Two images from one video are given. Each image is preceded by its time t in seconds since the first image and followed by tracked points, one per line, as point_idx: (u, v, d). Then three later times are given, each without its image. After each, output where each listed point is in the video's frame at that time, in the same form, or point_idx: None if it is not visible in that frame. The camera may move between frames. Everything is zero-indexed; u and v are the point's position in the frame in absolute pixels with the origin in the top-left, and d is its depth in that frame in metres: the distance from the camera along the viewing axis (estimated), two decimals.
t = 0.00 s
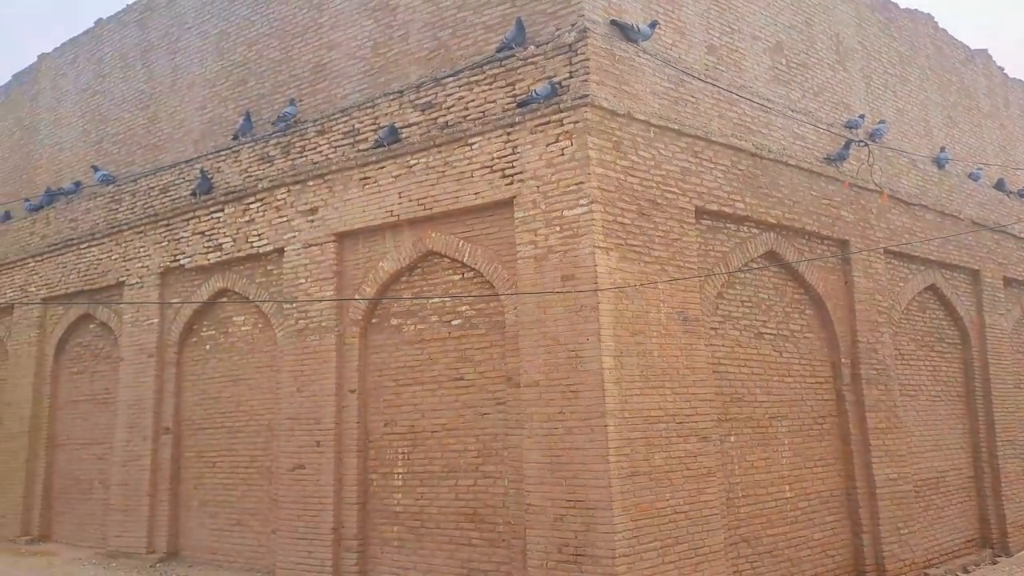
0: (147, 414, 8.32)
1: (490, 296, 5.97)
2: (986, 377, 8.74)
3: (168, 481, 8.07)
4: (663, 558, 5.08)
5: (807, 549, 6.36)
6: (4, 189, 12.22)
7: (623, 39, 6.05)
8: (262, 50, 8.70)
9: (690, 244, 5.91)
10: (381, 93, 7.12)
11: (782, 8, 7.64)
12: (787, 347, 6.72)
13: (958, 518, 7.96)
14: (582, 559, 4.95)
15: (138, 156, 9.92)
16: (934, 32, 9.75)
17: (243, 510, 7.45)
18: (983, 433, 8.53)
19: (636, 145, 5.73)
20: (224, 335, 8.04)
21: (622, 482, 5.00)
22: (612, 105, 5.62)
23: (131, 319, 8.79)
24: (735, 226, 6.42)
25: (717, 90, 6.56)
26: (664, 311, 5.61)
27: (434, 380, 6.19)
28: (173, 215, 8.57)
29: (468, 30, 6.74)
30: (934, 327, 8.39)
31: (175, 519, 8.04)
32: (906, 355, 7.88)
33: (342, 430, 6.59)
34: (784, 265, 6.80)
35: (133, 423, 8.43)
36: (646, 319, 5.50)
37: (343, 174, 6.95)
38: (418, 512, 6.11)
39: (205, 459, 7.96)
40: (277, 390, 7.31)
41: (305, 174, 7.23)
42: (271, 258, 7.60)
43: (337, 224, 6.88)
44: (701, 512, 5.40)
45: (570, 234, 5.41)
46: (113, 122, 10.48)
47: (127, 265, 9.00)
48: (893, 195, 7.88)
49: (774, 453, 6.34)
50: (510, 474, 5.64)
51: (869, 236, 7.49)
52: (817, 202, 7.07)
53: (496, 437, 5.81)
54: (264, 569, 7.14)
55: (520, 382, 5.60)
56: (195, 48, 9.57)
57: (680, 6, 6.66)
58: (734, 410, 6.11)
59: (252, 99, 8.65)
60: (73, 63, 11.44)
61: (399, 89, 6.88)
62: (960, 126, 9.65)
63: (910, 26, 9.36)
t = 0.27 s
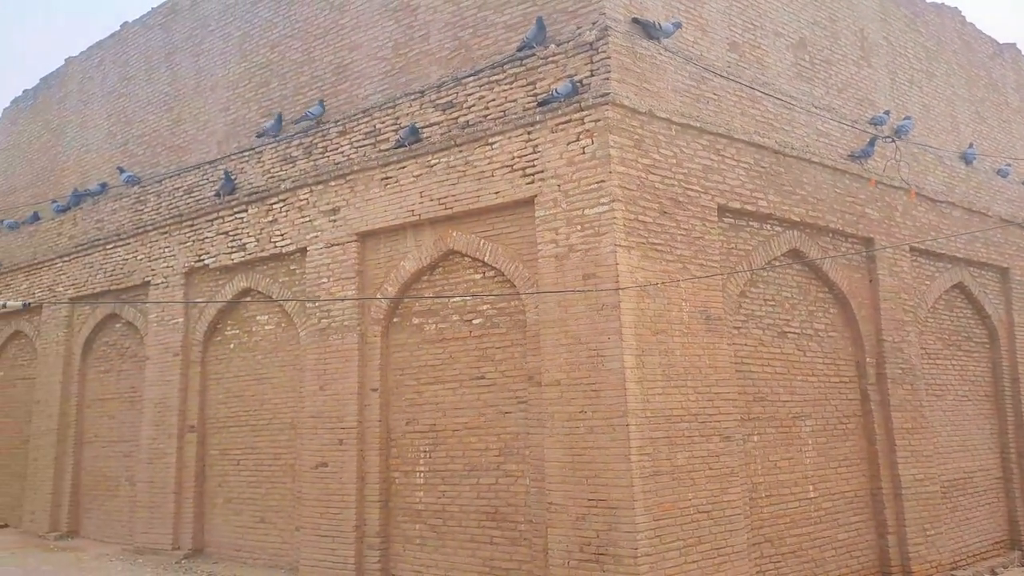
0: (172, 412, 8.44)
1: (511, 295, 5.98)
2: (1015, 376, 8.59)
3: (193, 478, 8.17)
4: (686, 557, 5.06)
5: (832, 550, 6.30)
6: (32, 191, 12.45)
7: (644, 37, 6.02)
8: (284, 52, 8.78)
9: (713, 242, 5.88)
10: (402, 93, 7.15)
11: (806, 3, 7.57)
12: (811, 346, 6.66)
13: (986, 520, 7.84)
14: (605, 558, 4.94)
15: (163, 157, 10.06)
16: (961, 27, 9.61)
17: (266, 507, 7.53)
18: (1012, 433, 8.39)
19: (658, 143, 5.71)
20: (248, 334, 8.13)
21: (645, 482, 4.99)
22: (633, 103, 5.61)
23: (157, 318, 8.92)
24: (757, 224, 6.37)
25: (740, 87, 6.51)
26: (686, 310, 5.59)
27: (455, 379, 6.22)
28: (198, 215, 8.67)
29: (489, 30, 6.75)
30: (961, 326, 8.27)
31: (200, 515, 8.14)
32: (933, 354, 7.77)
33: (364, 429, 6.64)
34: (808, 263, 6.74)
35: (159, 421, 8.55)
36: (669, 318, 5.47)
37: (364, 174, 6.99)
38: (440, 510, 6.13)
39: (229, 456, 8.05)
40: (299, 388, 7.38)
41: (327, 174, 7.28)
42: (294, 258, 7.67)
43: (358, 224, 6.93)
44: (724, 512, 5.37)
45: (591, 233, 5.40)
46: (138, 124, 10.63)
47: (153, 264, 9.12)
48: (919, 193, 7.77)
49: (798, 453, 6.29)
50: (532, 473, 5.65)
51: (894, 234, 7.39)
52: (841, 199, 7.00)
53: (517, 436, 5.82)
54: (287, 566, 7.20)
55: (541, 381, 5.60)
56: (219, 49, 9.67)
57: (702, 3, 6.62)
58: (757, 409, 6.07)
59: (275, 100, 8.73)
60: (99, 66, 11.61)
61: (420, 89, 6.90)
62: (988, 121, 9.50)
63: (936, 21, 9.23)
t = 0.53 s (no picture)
0: (195, 411, 8.53)
1: (529, 293, 5.98)
2: None
3: (216, 476, 8.25)
4: (707, 556, 5.03)
5: (855, 549, 6.23)
6: (57, 193, 12.63)
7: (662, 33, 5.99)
8: (303, 53, 8.83)
9: (733, 239, 5.84)
10: (420, 93, 7.16)
11: None
12: (833, 344, 6.60)
13: (1014, 519, 7.71)
14: (625, 557, 4.92)
15: (184, 159, 10.16)
16: (985, 19, 9.46)
17: (288, 505, 7.59)
18: None
19: (676, 139, 5.68)
20: (269, 333, 8.19)
21: (666, 480, 4.97)
22: (652, 100, 5.58)
23: (179, 318, 9.02)
24: (778, 220, 6.32)
25: (759, 83, 6.46)
26: (706, 308, 5.55)
27: (474, 378, 6.22)
28: (218, 216, 8.76)
29: (506, 28, 6.75)
30: (987, 323, 8.14)
31: (223, 513, 8.23)
32: (958, 351, 7.67)
33: (384, 427, 6.66)
34: (830, 259, 6.68)
35: (182, 420, 8.65)
36: (688, 316, 5.44)
37: (383, 174, 7.02)
38: (460, 508, 6.15)
39: (251, 455, 8.12)
40: (320, 386, 7.43)
41: (346, 174, 7.32)
42: (313, 257, 7.72)
43: (377, 223, 6.96)
44: (746, 511, 5.33)
45: (610, 231, 5.39)
46: (159, 126, 10.74)
47: (175, 265, 9.22)
48: (943, 188, 7.67)
49: (820, 451, 6.23)
50: (551, 471, 5.64)
51: (918, 230, 7.30)
52: (863, 195, 6.92)
53: (537, 434, 5.81)
54: (309, 563, 7.25)
55: (560, 379, 5.60)
56: (238, 51, 9.75)
57: None
58: (778, 407, 6.02)
59: (294, 101, 8.79)
60: (120, 69, 11.76)
61: (437, 88, 6.91)
62: (1013, 114, 9.35)
63: (959, 13, 9.10)
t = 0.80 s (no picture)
0: (220, 409, 8.63)
1: (551, 292, 5.97)
2: None
3: (240, 473, 8.34)
4: (731, 557, 4.99)
5: (882, 551, 6.15)
6: (84, 194, 12.83)
7: (684, 30, 5.94)
8: (325, 53, 8.89)
9: (756, 237, 5.79)
10: (441, 92, 7.18)
11: None
12: (859, 343, 6.51)
13: None
14: (648, 557, 4.90)
15: (209, 160, 10.28)
16: (1015, 11, 9.28)
17: (311, 502, 7.65)
18: None
19: (699, 137, 5.64)
20: (292, 332, 8.26)
21: (689, 480, 4.94)
22: (674, 97, 5.54)
23: (204, 317, 9.13)
24: (802, 218, 6.25)
25: (783, 79, 6.39)
26: (729, 307, 5.51)
27: (496, 376, 6.23)
28: (242, 216, 8.84)
29: (526, 27, 6.74)
30: (1018, 321, 7.99)
31: (247, 510, 8.31)
32: (988, 350, 7.53)
33: (406, 425, 6.69)
34: (855, 257, 6.59)
35: (207, 417, 8.76)
36: (712, 314, 5.41)
37: (404, 173, 7.04)
38: (482, 507, 6.16)
39: (274, 452, 8.20)
40: (342, 385, 7.48)
41: (368, 174, 7.36)
42: (335, 257, 7.77)
43: (398, 223, 6.99)
44: (770, 511, 5.28)
45: (632, 229, 5.36)
46: (184, 127, 10.87)
47: (199, 265, 9.33)
48: (972, 184, 7.54)
49: (846, 452, 6.15)
50: (573, 470, 5.62)
51: (946, 227, 7.18)
52: (889, 192, 6.82)
53: (559, 433, 5.80)
54: (332, 561, 7.30)
55: (582, 378, 5.58)
56: (261, 52, 9.84)
57: None
58: (803, 407, 5.96)
59: (316, 101, 8.85)
60: (145, 71, 11.91)
61: (458, 87, 6.92)
62: None
63: (989, 6, 8.93)
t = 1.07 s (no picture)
0: (245, 406, 8.73)
1: (573, 290, 5.95)
2: None
3: (265, 470, 8.42)
4: (757, 556, 4.95)
5: (911, 552, 6.06)
6: (111, 195, 13.02)
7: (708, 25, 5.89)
8: (347, 53, 8.94)
9: (782, 234, 5.73)
10: (462, 90, 7.18)
11: None
12: (887, 341, 6.42)
13: None
14: (673, 556, 4.87)
15: (233, 160, 10.38)
16: None
17: (335, 499, 7.70)
18: None
19: (723, 133, 5.59)
20: (315, 330, 8.32)
21: (714, 479, 4.90)
22: (698, 93, 5.49)
23: (229, 315, 9.23)
24: (829, 214, 6.17)
25: (809, 74, 6.31)
26: (754, 304, 5.46)
27: (519, 374, 6.22)
28: (266, 215, 8.92)
29: (548, 24, 6.72)
30: None
31: (272, 506, 8.39)
32: (1021, 348, 7.39)
33: (429, 423, 6.72)
34: (883, 254, 6.50)
35: (233, 415, 8.85)
36: (736, 312, 5.36)
37: (426, 172, 7.06)
38: (505, 505, 6.16)
39: (299, 450, 8.26)
40: (366, 382, 7.52)
41: (390, 173, 7.39)
42: (358, 255, 7.82)
43: (421, 221, 7.01)
44: (797, 511, 5.22)
45: (655, 226, 5.33)
46: (209, 128, 10.99)
47: (224, 264, 9.44)
48: (1004, 178, 7.40)
49: (873, 451, 6.07)
50: (596, 468, 5.60)
51: (977, 223, 7.06)
52: (918, 187, 6.72)
53: (582, 431, 5.77)
54: (356, 557, 7.35)
55: (605, 376, 5.56)
56: (284, 53, 9.91)
57: None
58: (830, 406, 5.89)
59: (338, 101, 8.91)
60: (171, 73, 12.06)
61: (479, 86, 6.92)
62: None
63: None
